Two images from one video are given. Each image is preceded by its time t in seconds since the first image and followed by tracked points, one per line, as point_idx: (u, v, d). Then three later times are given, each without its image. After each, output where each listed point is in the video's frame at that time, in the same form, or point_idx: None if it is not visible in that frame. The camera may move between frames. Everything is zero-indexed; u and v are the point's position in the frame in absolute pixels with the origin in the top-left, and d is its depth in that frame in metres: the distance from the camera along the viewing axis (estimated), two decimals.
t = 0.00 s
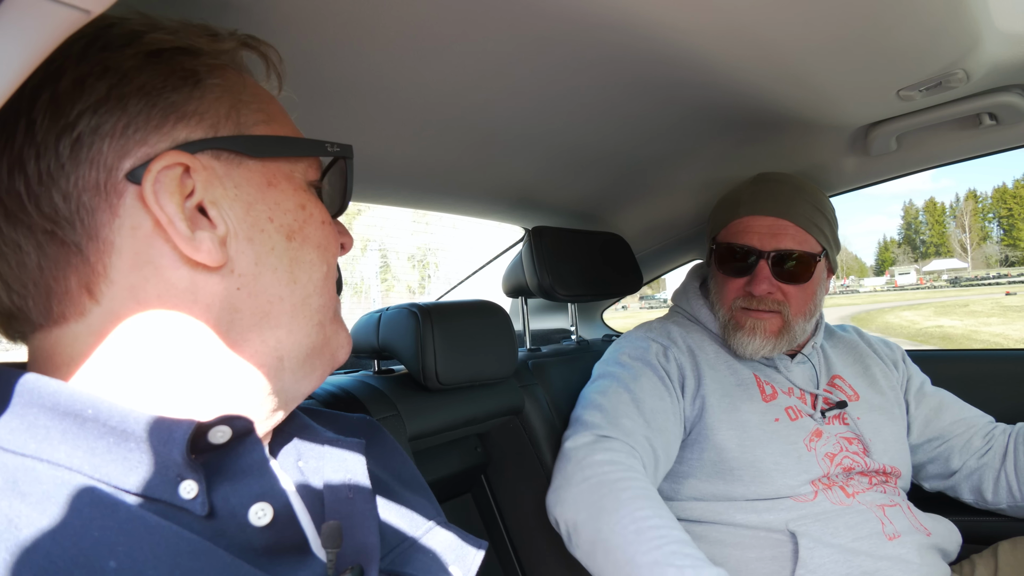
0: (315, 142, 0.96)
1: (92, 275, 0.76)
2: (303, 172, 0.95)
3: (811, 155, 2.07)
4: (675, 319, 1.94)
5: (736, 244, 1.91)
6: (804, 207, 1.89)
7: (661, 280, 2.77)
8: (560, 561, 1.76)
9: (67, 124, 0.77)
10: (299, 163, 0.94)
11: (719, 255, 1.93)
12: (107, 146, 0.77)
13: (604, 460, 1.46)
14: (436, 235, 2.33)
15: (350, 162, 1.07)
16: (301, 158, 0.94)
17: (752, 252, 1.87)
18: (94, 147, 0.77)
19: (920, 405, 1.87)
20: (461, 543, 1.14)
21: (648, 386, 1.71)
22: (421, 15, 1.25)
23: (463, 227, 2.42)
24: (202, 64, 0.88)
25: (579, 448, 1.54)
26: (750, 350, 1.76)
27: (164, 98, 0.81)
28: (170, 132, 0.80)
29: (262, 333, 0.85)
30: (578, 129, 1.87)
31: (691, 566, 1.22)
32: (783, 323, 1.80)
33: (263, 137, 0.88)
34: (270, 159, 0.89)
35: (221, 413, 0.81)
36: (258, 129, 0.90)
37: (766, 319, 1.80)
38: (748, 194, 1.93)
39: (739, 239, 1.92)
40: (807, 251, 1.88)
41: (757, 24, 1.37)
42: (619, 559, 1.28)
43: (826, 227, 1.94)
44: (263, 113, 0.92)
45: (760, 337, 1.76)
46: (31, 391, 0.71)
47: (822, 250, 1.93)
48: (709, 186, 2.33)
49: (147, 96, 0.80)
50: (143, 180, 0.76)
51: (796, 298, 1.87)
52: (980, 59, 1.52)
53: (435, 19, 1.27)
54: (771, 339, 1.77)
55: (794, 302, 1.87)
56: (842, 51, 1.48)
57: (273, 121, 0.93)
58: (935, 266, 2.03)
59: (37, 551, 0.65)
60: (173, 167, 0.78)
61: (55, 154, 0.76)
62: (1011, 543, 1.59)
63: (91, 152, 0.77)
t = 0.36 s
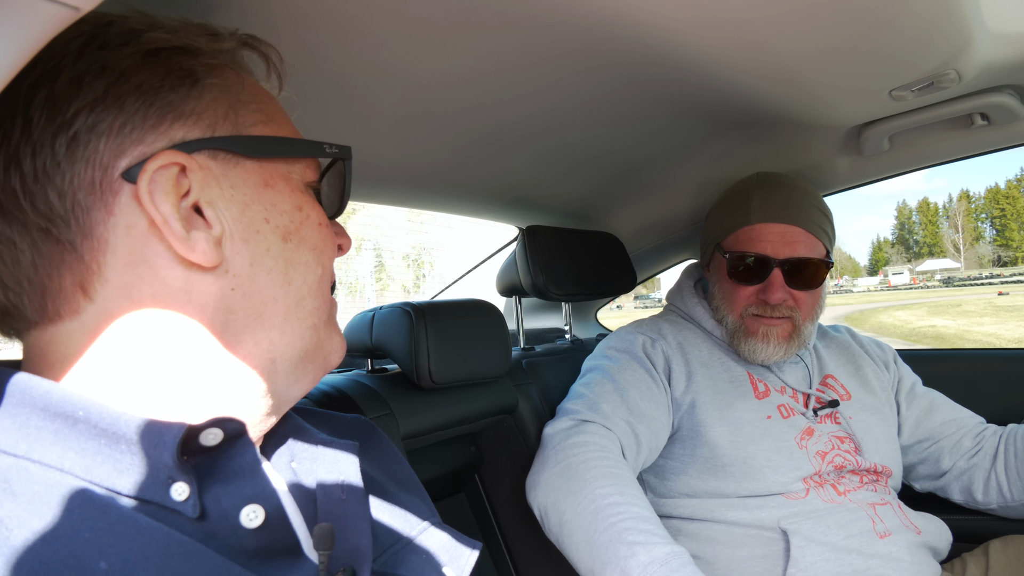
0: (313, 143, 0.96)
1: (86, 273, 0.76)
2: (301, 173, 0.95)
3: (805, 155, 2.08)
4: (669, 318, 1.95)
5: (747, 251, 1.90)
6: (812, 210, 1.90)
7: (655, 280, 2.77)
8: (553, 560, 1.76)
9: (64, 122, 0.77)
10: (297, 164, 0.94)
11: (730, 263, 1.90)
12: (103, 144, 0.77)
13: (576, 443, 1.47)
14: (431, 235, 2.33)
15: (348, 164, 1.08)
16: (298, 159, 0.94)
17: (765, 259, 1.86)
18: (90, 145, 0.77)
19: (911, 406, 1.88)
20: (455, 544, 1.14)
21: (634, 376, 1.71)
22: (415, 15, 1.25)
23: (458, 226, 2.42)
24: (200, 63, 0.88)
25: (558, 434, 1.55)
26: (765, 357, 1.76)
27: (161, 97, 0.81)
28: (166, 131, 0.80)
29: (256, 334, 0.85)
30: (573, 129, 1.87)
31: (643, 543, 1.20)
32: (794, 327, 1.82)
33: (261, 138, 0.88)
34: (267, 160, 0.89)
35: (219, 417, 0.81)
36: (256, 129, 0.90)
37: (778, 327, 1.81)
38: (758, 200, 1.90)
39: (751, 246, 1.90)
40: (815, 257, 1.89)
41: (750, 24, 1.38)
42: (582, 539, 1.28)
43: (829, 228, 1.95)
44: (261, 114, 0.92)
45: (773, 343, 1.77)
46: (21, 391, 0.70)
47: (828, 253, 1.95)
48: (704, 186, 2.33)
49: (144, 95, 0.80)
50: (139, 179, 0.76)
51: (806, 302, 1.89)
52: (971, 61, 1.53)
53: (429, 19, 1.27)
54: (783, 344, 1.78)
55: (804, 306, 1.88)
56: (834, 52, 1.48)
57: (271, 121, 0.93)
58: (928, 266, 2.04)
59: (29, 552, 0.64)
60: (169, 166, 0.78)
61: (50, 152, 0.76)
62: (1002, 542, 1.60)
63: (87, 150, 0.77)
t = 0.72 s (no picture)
0: (308, 142, 0.96)
1: (80, 273, 0.76)
2: (297, 172, 0.94)
3: (802, 154, 2.08)
4: (664, 313, 1.95)
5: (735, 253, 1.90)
6: (798, 210, 1.91)
7: (653, 280, 2.78)
8: (550, 559, 1.76)
9: (58, 121, 0.77)
10: (292, 163, 0.94)
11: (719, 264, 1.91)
12: (96, 143, 0.77)
13: (582, 450, 1.46)
14: (429, 234, 2.33)
15: (344, 164, 1.07)
16: (294, 158, 0.94)
17: (753, 260, 1.87)
18: (83, 144, 0.77)
19: (904, 405, 1.89)
20: (452, 539, 1.14)
21: (634, 375, 1.71)
22: (412, 14, 1.25)
23: (456, 226, 2.42)
24: (195, 61, 0.88)
25: (564, 440, 1.54)
26: (760, 357, 1.77)
27: (155, 96, 0.81)
28: (160, 130, 0.80)
29: (251, 334, 0.85)
30: (571, 128, 1.87)
31: (659, 546, 1.20)
32: (785, 326, 1.83)
33: (255, 137, 0.88)
34: (262, 159, 0.89)
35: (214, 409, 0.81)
36: (251, 129, 0.90)
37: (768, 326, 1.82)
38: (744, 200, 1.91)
39: (739, 246, 1.91)
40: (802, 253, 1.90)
41: (747, 24, 1.38)
42: (597, 547, 1.28)
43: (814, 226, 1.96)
44: (256, 112, 0.92)
45: (765, 344, 1.78)
46: (15, 387, 0.70)
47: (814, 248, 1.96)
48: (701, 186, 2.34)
49: (138, 94, 0.80)
50: (132, 178, 0.76)
51: (794, 300, 1.90)
52: (968, 61, 1.54)
53: (426, 18, 1.27)
54: (775, 343, 1.79)
55: (793, 304, 1.90)
56: (831, 52, 1.49)
57: (266, 120, 0.93)
58: (925, 266, 2.04)
59: (24, 545, 0.64)
60: (163, 166, 0.78)
61: (44, 150, 0.76)
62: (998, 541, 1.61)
63: (80, 150, 0.77)
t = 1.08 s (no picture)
0: (308, 143, 0.96)
1: (78, 271, 0.76)
2: (297, 173, 0.95)
3: (802, 154, 2.08)
4: (666, 318, 1.95)
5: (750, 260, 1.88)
6: (812, 220, 1.89)
7: (653, 279, 2.78)
8: (549, 558, 1.77)
9: (57, 119, 0.77)
10: (292, 164, 0.94)
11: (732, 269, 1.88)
12: (95, 142, 0.77)
13: (572, 451, 1.47)
14: (429, 234, 2.33)
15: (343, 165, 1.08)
16: (295, 159, 0.94)
17: (766, 269, 1.85)
18: (82, 142, 0.77)
19: (904, 408, 1.89)
20: (452, 536, 1.15)
21: (627, 379, 1.72)
22: (412, 13, 1.25)
23: (455, 225, 2.42)
24: (196, 61, 0.88)
25: (552, 443, 1.54)
26: (766, 366, 1.76)
27: (156, 95, 0.82)
28: (160, 129, 0.80)
29: (249, 334, 0.85)
30: (571, 128, 1.88)
31: (649, 542, 1.20)
32: (792, 336, 1.83)
33: (255, 137, 0.89)
34: (263, 159, 0.89)
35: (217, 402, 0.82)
36: (252, 129, 0.90)
37: (777, 337, 1.81)
38: (761, 208, 1.88)
39: (752, 254, 1.88)
40: (815, 265, 1.88)
41: (746, 23, 1.38)
42: (586, 544, 1.28)
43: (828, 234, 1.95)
44: (257, 112, 0.93)
45: (771, 353, 1.77)
46: (14, 383, 0.70)
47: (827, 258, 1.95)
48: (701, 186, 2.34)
49: (138, 93, 0.81)
50: (130, 177, 0.76)
51: (806, 310, 1.88)
52: (968, 60, 1.53)
53: (426, 17, 1.27)
54: (781, 353, 1.79)
55: (804, 314, 1.88)
56: (831, 51, 1.49)
57: (267, 120, 0.94)
58: (926, 266, 2.06)
59: (25, 540, 0.64)
60: (161, 165, 0.78)
61: (43, 148, 0.76)
62: (997, 541, 1.61)
63: (79, 147, 0.77)
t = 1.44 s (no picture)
0: (365, 188, 0.89)
1: (90, 251, 0.75)
2: (341, 215, 0.86)
3: (802, 153, 2.08)
4: (670, 319, 1.95)
5: (768, 262, 1.87)
6: (830, 224, 1.90)
7: (653, 278, 2.78)
8: (547, 556, 1.77)
9: (116, 99, 0.78)
10: (341, 206, 0.86)
11: (752, 270, 1.88)
12: (139, 130, 0.76)
13: (582, 464, 1.47)
14: (428, 233, 2.33)
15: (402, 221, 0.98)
16: (342, 200, 0.86)
17: (784, 271, 1.84)
18: (127, 128, 0.76)
19: (903, 407, 1.89)
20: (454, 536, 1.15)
21: (637, 387, 1.71)
22: (413, 11, 1.25)
23: (455, 224, 2.42)
24: (270, 79, 0.86)
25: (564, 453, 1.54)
26: (777, 366, 1.76)
27: (211, 102, 0.79)
28: (202, 135, 0.77)
29: (235, 368, 0.76)
30: (571, 127, 1.88)
31: (655, 571, 1.19)
32: (805, 337, 1.83)
33: (302, 168, 0.81)
34: (302, 191, 0.81)
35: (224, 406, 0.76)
36: (304, 157, 0.84)
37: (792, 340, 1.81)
38: (783, 209, 1.87)
39: (772, 256, 1.87)
40: (832, 269, 1.89)
41: (747, 22, 1.38)
42: (592, 562, 1.29)
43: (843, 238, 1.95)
44: (321, 144, 0.87)
45: (784, 353, 1.77)
46: (17, 381, 0.70)
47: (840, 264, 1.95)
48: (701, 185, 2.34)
49: (196, 95, 0.79)
50: (148, 172, 0.72)
51: (819, 314, 1.88)
52: (969, 59, 1.53)
53: (427, 16, 1.27)
54: (793, 353, 1.79)
55: (817, 319, 1.89)
56: (832, 50, 1.49)
57: (330, 153, 0.87)
58: (924, 266, 2.06)
59: (27, 541, 0.63)
60: (183, 170, 0.73)
61: (94, 125, 0.77)
62: (995, 540, 1.61)
63: (123, 132, 0.76)
